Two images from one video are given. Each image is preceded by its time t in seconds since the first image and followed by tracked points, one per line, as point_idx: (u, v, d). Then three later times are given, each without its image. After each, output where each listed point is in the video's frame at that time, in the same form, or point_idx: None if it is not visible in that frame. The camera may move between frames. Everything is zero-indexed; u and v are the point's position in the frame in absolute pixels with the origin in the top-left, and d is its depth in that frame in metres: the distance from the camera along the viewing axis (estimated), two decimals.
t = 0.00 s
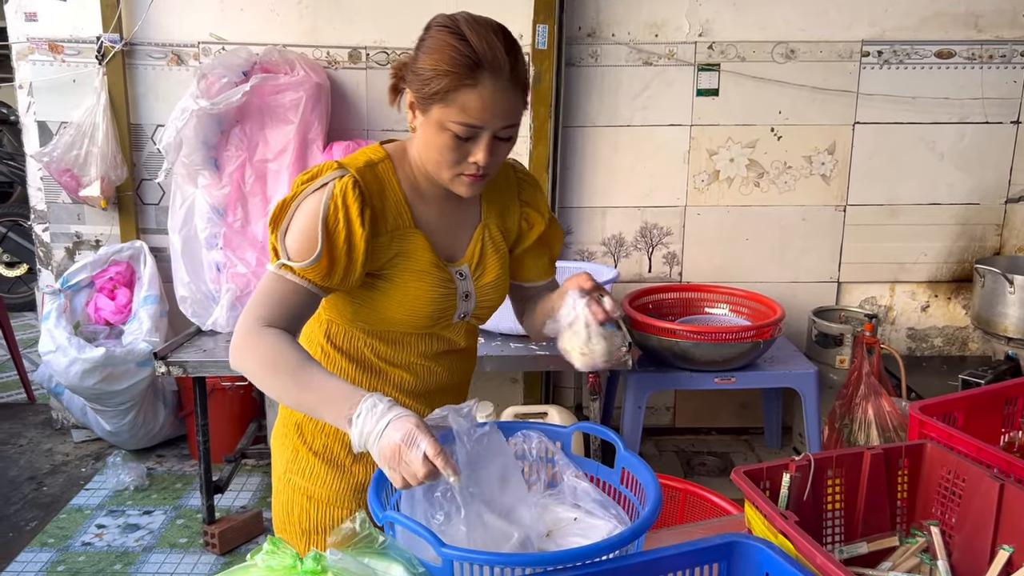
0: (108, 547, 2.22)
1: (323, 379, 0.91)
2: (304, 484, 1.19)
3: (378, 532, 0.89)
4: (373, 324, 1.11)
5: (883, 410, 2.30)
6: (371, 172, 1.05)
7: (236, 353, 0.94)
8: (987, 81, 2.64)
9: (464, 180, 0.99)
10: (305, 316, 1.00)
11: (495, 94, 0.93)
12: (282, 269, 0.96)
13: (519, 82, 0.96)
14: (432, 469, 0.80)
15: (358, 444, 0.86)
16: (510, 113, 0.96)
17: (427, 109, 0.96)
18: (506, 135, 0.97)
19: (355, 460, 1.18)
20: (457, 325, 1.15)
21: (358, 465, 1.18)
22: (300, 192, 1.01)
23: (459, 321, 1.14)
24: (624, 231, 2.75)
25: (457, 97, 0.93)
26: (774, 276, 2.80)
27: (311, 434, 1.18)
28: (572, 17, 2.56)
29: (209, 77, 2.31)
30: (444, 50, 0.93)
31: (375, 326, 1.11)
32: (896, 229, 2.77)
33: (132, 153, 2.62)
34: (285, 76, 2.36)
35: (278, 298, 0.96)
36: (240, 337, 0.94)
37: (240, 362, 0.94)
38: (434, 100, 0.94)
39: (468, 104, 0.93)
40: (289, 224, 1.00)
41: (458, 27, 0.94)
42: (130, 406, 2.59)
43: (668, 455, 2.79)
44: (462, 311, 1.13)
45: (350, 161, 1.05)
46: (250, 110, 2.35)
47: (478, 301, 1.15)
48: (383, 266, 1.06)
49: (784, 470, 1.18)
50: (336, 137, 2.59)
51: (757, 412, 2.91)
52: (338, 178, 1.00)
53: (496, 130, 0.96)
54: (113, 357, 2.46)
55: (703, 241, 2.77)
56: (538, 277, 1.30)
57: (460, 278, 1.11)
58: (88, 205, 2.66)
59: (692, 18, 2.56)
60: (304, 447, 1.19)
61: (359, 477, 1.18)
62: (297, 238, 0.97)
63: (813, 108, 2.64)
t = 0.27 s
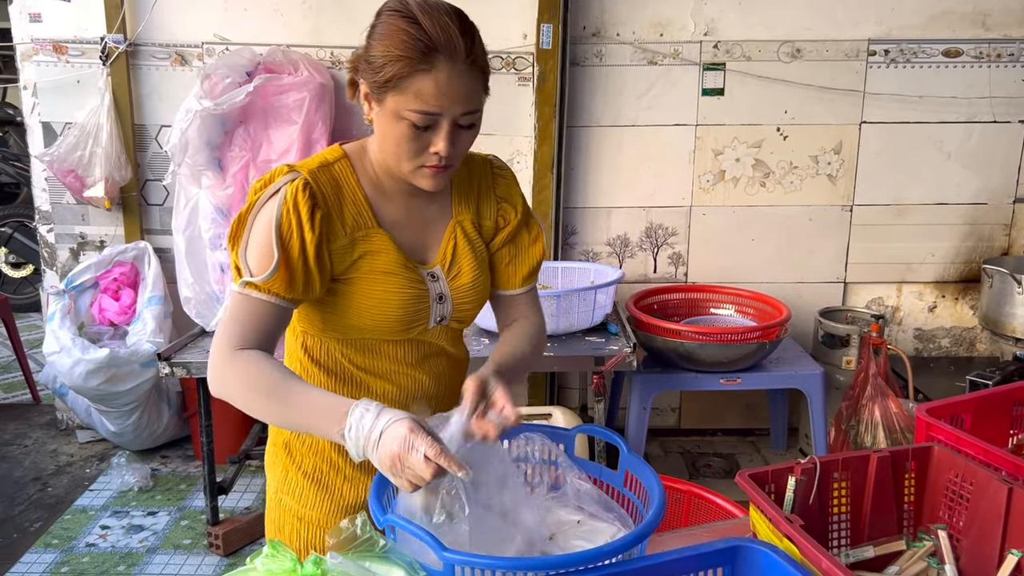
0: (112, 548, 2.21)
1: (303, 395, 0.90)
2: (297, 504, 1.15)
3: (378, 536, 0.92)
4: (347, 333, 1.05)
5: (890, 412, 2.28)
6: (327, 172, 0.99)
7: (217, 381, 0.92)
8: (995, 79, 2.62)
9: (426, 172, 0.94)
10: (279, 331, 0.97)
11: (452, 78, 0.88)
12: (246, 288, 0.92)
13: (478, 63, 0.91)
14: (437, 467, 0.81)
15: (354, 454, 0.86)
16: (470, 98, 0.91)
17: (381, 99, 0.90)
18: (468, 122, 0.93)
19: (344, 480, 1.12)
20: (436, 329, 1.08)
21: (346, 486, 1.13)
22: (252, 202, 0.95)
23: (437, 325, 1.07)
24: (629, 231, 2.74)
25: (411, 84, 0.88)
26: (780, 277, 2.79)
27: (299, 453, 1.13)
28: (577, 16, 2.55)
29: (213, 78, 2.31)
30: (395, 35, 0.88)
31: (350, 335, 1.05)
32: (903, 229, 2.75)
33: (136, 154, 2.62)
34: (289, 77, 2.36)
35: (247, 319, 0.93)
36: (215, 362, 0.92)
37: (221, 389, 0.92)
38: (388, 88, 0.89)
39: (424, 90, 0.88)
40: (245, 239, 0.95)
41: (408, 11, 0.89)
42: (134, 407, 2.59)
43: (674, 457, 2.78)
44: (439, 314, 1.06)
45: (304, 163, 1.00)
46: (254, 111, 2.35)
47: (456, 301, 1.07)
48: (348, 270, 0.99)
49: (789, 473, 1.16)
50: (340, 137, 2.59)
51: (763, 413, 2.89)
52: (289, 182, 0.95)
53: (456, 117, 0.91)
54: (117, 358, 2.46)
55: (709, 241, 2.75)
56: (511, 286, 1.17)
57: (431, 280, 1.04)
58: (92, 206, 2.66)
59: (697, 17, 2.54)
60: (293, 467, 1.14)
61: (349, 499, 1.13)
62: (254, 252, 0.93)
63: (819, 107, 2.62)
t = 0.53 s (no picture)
0: (117, 547, 2.22)
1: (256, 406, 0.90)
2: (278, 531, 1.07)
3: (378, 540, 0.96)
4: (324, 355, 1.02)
5: (897, 412, 2.27)
6: (301, 187, 0.95)
7: (157, 398, 0.91)
8: (1004, 77, 2.60)
9: (426, 180, 0.91)
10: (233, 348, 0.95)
11: (450, 76, 0.87)
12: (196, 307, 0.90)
13: (470, 59, 0.90)
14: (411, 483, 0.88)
15: (308, 464, 0.88)
16: (467, 98, 0.90)
17: (373, 106, 0.88)
18: (468, 121, 0.91)
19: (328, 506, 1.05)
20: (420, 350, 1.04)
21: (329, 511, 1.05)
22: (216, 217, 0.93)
23: (421, 346, 1.03)
24: (634, 231, 2.73)
25: (412, 85, 0.86)
26: (787, 276, 2.77)
27: (280, 477, 1.07)
28: (582, 15, 2.54)
29: (218, 77, 2.33)
30: (384, 37, 0.86)
31: (327, 357, 1.02)
32: (911, 228, 2.73)
33: (141, 154, 2.62)
34: (293, 76, 2.35)
35: (185, 339, 0.90)
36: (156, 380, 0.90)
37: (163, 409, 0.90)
38: (381, 93, 0.87)
39: (423, 91, 0.86)
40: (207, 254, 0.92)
41: (392, 10, 0.87)
42: (139, 407, 2.60)
43: (680, 457, 2.77)
44: (422, 335, 1.02)
45: (277, 176, 0.96)
46: (258, 110, 2.34)
47: (442, 321, 1.03)
48: (320, 290, 0.96)
49: (795, 474, 1.15)
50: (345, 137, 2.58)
51: (770, 414, 2.88)
52: (257, 198, 0.92)
53: (456, 119, 0.89)
54: (123, 358, 2.46)
55: (715, 241, 2.74)
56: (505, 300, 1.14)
57: (415, 299, 1.00)
58: (98, 206, 2.66)
59: (703, 16, 2.53)
60: (275, 492, 1.08)
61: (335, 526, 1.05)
62: (212, 272, 0.90)
63: (826, 105, 2.61)
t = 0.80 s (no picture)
0: (121, 548, 2.21)
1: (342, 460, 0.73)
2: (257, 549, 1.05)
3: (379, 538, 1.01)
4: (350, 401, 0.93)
5: (904, 412, 2.25)
6: (340, 222, 0.83)
7: (260, 492, 0.71)
8: (1011, 75, 2.58)
9: (466, 213, 0.85)
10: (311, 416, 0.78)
11: (494, 103, 0.80)
12: (279, 369, 0.73)
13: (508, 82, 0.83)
14: (594, 559, 0.67)
15: (470, 554, 0.68)
16: (505, 124, 0.83)
17: (414, 139, 0.80)
18: (505, 150, 0.85)
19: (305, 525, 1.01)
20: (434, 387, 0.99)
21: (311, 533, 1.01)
22: (257, 263, 0.77)
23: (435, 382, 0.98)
24: (639, 230, 2.71)
25: (454, 115, 0.78)
26: (792, 276, 2.76)
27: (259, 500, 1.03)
28: (586, 14, 2.53)
29: (221, 77, 2.30)
30: (419, 64, 0.77)
31: (352, 402, 0.93)
32: (917, 227, 2.72)
33: (145, 154, 2.62)
34: (297, 76, 2.35)
35: (274, 411, 0.73)
36: (257, 468, 0.71)
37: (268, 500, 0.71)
38: (424, 125, 0.79)
39: (469, 122, 0.79)
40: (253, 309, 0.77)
41: (421, 32, 0.78)
42: (143, 407, 2.59)
43: (685, 458, 2.75)
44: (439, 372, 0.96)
45: (305, 210, 0.83)
46: (261, 111, 2.34)
47: (461, 353, 0.98)
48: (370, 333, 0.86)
49: (799, 476, 1.14)
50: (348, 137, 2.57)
51: (776, 414, 2.86)
52: (306, 239, 0.78)
53: (497, 149, 0.83)
54: (126, 358, 2.46)
55: (720, 241, 2.72)
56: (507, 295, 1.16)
57: (438, 338, 0.93)
58: (102, 207, 2.66)
59: (708, 14, 2.52)
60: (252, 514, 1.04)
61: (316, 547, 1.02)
62: (278, 328, 0.75)
63: (832, 104, 2.59)
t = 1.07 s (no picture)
0: (124, 550, 2.21)
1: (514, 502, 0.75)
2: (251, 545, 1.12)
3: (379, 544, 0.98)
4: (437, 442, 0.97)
5: (909, 413, 2.24)
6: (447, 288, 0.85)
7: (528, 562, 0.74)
8: (1016, 74, 2.57)
9: (550, 272, 0.90)
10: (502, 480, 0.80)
11: (574, 164, 0.83)
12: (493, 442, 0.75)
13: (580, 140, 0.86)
14: None
15: None
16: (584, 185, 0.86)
17: (501, 209, 0.83)
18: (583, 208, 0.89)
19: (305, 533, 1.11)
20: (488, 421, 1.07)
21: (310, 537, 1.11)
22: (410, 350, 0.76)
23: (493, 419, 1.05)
24: (642, 231, 2.71)
25: (541, 185, 0.81)
26: (797, 277, 2.75)
27: (262, 506, 1.10)
28: (589, 14, 2.52)
29: (224, 79, 2.30)
30: (502, 136, 0.79)
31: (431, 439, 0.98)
32: (922, 227, 2.70)
33: (148, 156, 2.62)
34: (300, 77, 2.35)
35: (493, 492, 0.75)
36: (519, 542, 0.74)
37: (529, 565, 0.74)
38: (514, 194, 0.81)
39: (556, 186, 0.82)
40: (417, 395, 0.76)
41: (503, 104, 0.80)
42: (146, 409, 2.59)
43: (689, 459, 2.74)
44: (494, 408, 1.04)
45: (412, 285, 0.82)
46: (264, 112, 2.35)
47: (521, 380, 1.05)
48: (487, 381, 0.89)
49: (801, 480, 1.13)
50: (351, 138, 2.57)
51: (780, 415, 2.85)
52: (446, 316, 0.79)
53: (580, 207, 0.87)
54: (129, 360, 2.46)
55: (724, 241, 2.72)
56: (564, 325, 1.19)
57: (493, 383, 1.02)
58: (105, 208, 2.66)
59: (712, 14, 2.51)
60: (251, 516, 1.11)
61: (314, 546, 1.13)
62: (463, 407, 0.76)
63: (836, 104, 2.58)
